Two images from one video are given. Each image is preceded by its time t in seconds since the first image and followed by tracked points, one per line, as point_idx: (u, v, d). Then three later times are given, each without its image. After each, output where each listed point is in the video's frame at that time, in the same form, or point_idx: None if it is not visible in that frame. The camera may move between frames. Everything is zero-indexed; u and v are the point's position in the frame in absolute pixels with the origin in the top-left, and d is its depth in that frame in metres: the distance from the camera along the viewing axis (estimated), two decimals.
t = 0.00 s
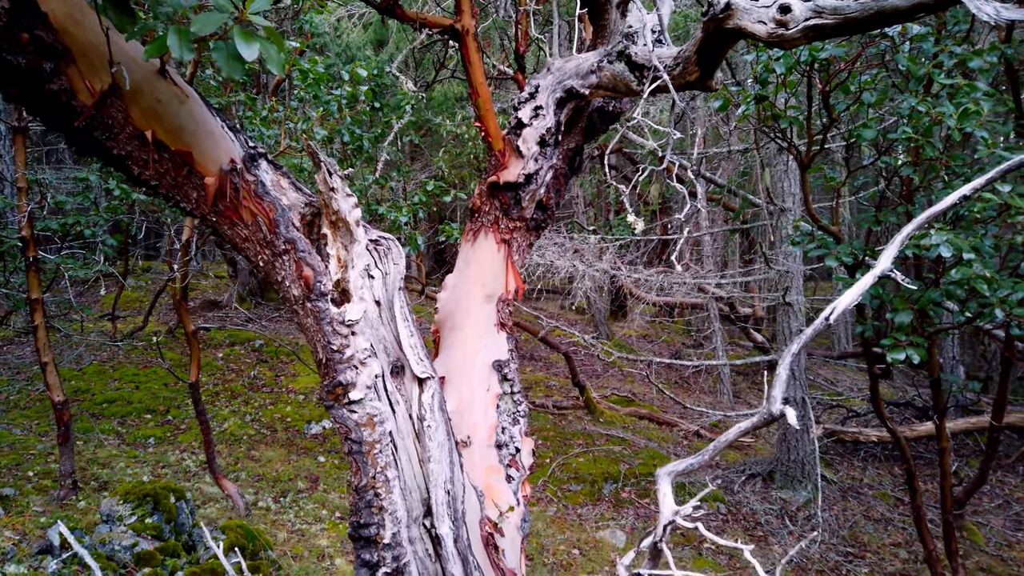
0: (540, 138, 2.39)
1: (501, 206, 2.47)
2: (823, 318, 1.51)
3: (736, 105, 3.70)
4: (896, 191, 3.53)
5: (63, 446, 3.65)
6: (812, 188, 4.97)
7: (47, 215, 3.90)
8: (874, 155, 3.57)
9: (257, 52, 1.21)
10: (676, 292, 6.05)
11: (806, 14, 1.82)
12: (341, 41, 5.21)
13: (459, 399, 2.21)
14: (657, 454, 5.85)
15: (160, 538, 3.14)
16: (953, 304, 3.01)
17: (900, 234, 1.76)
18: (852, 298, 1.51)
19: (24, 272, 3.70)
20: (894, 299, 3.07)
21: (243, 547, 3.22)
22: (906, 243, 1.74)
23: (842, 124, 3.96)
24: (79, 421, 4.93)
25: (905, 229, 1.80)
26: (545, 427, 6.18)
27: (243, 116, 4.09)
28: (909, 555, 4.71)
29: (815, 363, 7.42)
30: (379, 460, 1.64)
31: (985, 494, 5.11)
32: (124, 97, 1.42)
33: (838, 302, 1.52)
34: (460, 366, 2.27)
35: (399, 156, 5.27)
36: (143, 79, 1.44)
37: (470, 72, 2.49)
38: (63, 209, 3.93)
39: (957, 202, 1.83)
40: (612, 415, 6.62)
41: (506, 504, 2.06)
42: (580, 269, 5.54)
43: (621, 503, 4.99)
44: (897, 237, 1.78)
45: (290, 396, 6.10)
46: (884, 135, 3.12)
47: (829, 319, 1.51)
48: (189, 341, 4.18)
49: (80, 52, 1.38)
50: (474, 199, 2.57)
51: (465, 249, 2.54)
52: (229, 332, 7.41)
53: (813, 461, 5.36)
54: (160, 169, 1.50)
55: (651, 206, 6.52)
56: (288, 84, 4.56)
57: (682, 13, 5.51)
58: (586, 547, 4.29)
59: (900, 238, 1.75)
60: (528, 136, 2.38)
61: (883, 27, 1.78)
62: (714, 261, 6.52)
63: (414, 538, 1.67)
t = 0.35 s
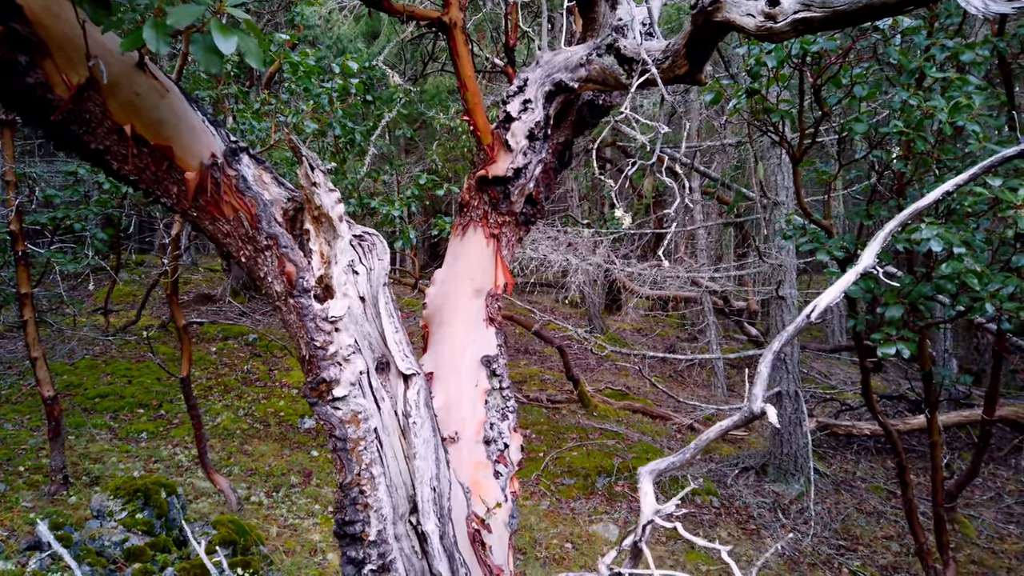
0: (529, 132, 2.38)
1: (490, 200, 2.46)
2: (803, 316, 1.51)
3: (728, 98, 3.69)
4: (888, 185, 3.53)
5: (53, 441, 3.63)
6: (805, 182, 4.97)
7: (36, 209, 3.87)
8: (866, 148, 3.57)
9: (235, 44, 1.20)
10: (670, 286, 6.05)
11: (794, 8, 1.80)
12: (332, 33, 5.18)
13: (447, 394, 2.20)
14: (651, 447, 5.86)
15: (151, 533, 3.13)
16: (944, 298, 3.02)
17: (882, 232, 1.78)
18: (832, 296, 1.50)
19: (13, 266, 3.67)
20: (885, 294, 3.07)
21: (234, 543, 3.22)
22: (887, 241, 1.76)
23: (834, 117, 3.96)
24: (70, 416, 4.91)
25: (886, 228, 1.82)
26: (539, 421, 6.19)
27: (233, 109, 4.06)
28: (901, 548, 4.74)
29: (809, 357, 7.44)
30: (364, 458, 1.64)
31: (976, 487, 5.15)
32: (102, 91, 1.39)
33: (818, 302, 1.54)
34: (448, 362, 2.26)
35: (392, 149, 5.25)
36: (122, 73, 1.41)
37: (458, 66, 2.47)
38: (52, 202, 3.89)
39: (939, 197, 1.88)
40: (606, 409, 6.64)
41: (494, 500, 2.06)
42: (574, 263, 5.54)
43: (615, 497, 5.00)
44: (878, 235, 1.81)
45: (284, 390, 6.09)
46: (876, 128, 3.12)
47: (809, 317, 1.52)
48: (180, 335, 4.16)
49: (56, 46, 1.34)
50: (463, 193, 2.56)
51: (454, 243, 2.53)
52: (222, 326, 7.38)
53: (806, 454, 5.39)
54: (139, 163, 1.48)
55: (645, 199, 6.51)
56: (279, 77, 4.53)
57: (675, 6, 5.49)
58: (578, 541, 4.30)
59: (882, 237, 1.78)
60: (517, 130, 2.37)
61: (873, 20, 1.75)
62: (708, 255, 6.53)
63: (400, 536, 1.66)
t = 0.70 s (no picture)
0: (517, 118, 2.35)
1: (477, 187, 2.42)
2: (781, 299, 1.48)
3: (723, 87, 3.64)
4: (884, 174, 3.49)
5: (44, 434, 3.61)
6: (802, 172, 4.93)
7: (25, 200, 3.83)
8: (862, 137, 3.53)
9: (202, 20, 1.16)
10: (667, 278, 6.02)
11: None
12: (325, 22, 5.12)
13: (433, 384, 2.16)
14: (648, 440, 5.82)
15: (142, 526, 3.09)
16: (940, 288, 2.98)
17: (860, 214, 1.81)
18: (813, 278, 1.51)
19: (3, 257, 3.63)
20: (880, 284, 3.04)
21: (224, 536, 3.16)
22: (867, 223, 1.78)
23: (830, 106, 3.91)
24: (64, 409, 4.88)
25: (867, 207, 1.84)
26: (535, 414, 6.17)
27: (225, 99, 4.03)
28: (898, 541, 4.72)
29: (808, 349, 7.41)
30: (343, 448, 1.60)
31: (975, 480, 5.11)
32: (67, 70, 1.35)
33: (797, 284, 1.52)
34: (435, 352, 2.23)
35: (386, 141, 5.20)
36: (87, 51, 1.37)
37: (444, 49, 2.41)
38: (43, 193, 3.86)
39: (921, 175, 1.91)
40: (603, 402, 6.61)
41: (479, 491, 2.03)
42: (570, 255, 5.51)
43: (611, 490, 4.97)
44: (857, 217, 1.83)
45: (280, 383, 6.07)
46: (872, 117, 3.07)
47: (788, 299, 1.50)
48: (172, 328, 4.13)
49: (20, 24, 1.31)
50: (451, 181, 2.52)
51: (441, 232, 2.49)
52: (218, 319, 7.35)
53: (803, 447, 5.36)
54: (107, 145, 1.44)
55: (642, 191, 6.47)
56: (271, 67, 4.48)
57: None
58: (573, 534, 4.27)
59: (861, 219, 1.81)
60: (504, 116, 2.34)
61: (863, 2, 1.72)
62: (706, 247, 6.50)
63: (382, 527, 1.63)
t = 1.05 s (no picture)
0: (509, 111, 2.30)
1: (470, 181, 2.39)
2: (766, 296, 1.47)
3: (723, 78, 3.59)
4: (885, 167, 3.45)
5: (41, 430, 3.60)
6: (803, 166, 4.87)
7: (21, 195, 3.81)
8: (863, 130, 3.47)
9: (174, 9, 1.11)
10: (668, 273, 5.98)
11: None
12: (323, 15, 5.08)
13: (424, 382, 2.12)
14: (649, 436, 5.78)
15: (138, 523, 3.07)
16: (942, 283, 2.93)
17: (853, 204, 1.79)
18: (798, 275, 1.52)
19: None
20: (880, 278, 2.99)
21: (221, 532, 3.14)
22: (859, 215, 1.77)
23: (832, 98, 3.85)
24: (63, 405, 4.88)
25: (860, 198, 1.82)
26: (535, 409, 6.14)
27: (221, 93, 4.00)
28: (899, 537, 4.67)
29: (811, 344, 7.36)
30: (328, 447, 1.56)
31: (978, 476, 5.06)
32: (38, 60, 1.32)
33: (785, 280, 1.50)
34: (426, 348, 2.19)
35: (385, 134, 5.16)
36: (60, 41, 1.34)
37: (435, 40, 2.37)
38: (38, 188, 3.84)
39: (914, 167, 1.87)
40: (604, 397, 6.57)
41: (469, 490, 2.00)
42: (569, 250, 5.47)
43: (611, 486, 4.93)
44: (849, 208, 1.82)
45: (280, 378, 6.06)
46: (872, 109, 3.02)
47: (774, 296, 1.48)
48: (168, 323, 4.11)
49: None
50: (443, 175, 2.49)
51: (434, 226, 2.45)
52: (219, 315, 7.35)
53: (804, 443, 5.31)
54: (82, 138, 1.41)
55: (643, 185, 6.42)
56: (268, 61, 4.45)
57: None
58: (572, 530, 4.25)
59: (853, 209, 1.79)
60: (496, 108, 2.29)
61: None
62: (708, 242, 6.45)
63: (369, 527, 1.60)
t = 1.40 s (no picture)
0: (512, 107, 2.27)
1: (472, 178, 2.37)
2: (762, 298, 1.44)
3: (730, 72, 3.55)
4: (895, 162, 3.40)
5: (49, 426, 3.64)
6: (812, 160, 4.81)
7: (29, 192, 3.84)
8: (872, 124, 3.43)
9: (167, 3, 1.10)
10: (675, 269, 5.94)
11: None
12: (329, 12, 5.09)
13: (426, 379, 2.11)
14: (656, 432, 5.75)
15: (144, 518, 3.09)
16: (951, 279, 2.88)
17: (852, 203, 1.85)
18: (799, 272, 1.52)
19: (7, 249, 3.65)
20: (888, 274, 2.95)
21: (227, 528, 3.16)
22: (858, 213, 1.82)
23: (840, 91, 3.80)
24: (72, 400, 4.93)
25: (859, 196, 1.91)
26: (542, 405, 6.12)
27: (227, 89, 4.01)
28: (909, 535, 4.62)
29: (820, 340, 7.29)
30: (327, 445, 1.55)
31: (989, 474, 5.00)
32: (34, 57, 1.32)
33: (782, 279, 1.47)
34: (428, 346, 2.18)
35: (391, 130, 5.16)
36: (56, 38, 1.34)
37: (437, 36, 2.34)
38: (46, 185, 3.86)
39: (918, 160, 1.93)
40: (611, 393, 6.54)
41: (470, 488, 1.99)
42: (576, 246, 5.45)
43: (618, 482, 4.89)
44: (849, 207, 1.87)
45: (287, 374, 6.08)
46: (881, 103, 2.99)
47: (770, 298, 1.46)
48: (175, 319, 4.13)
49: None
50: (446, 172, 2.47)
51: (436, 223, 2.43)
52: (228, 310, 7.39)
53: (813, 440, 5.26)
54: (79, 136, 1.41)
55: (650, 180, 6.37)
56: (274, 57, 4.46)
57: None
58: (578, 526, 4.24)
59: (852, 208, 1.85)
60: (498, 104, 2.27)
61: None
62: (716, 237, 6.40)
63: (369, 526, 1.59)
